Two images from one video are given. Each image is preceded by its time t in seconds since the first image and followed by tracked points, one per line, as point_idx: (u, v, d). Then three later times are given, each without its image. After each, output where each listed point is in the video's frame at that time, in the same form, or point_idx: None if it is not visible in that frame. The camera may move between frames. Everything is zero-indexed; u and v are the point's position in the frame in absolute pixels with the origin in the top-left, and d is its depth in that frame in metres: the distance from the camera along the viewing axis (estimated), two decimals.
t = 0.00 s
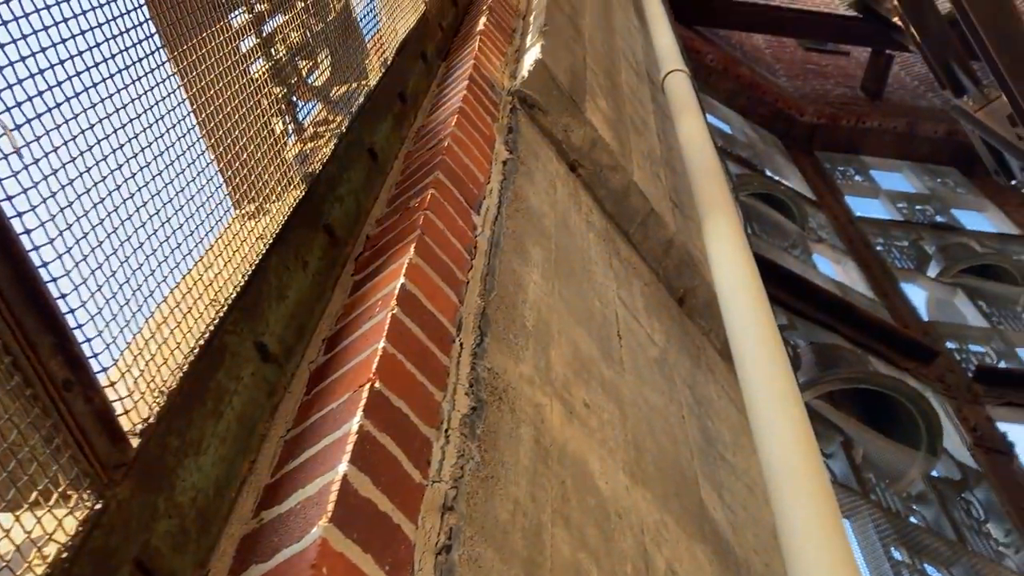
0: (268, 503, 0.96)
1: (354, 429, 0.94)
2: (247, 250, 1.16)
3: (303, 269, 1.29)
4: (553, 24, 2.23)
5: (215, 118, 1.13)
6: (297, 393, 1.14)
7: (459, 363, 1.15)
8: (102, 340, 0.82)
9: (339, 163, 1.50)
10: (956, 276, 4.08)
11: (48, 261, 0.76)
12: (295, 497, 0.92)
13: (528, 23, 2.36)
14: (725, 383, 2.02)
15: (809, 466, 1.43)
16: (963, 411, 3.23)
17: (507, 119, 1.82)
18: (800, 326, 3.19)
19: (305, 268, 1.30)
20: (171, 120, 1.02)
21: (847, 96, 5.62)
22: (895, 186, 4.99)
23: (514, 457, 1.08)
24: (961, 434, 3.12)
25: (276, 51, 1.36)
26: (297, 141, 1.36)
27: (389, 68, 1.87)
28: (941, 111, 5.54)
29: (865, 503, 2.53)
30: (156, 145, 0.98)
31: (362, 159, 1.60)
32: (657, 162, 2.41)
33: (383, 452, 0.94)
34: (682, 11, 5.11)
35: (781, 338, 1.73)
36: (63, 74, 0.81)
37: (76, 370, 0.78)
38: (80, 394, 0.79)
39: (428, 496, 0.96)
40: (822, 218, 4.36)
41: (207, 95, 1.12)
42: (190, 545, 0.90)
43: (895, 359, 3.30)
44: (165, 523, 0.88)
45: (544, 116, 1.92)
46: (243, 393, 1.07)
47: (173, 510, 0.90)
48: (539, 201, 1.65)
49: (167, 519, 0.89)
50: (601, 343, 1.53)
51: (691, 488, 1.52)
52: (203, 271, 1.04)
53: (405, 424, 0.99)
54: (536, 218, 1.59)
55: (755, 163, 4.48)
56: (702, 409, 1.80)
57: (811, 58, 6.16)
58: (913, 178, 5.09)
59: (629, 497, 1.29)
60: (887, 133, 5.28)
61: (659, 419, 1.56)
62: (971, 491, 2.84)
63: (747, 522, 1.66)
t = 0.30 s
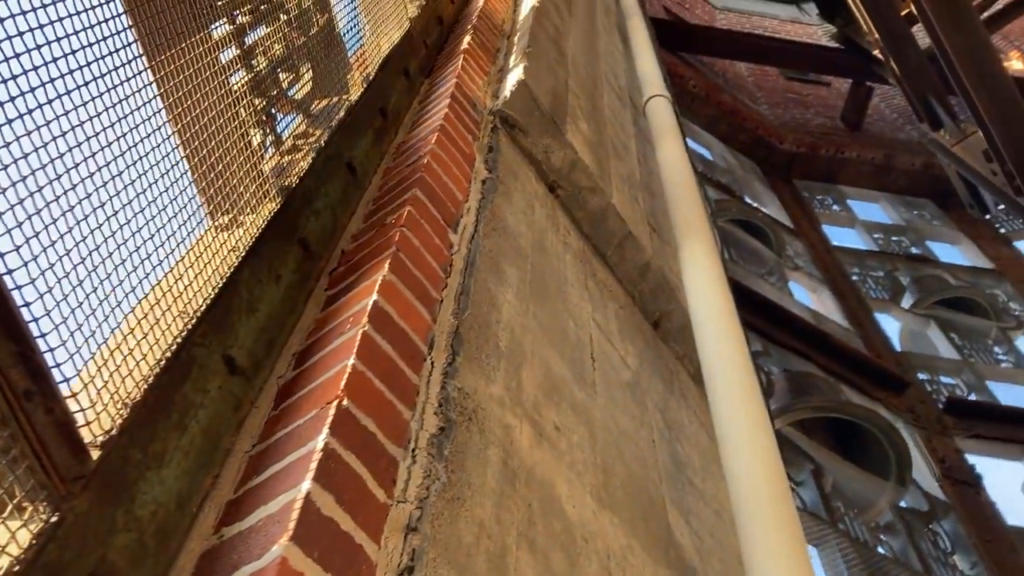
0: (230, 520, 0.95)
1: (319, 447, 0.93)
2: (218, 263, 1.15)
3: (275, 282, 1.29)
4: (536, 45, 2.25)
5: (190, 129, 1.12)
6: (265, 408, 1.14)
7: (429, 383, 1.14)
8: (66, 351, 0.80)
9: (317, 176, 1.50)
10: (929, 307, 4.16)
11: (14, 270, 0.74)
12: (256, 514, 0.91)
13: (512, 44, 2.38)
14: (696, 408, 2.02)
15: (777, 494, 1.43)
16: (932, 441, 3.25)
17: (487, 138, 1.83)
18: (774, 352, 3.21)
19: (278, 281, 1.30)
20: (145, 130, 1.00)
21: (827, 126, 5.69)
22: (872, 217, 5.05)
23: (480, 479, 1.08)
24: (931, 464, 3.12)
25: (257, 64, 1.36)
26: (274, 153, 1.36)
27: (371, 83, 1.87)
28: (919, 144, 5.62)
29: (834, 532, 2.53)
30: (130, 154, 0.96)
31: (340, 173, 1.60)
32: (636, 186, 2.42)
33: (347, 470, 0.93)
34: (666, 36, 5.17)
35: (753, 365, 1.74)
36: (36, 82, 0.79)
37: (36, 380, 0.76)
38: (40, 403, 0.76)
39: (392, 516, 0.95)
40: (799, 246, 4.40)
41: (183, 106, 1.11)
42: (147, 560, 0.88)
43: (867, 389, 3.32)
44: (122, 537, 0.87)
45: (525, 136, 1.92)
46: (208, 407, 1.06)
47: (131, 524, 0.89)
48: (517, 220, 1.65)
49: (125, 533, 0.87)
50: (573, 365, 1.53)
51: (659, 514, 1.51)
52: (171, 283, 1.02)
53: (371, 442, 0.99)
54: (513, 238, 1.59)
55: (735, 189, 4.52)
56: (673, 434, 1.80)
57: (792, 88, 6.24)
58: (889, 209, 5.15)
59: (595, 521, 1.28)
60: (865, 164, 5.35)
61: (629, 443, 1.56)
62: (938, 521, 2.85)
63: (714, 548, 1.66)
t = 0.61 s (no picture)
0: (187, 537, 0.94)
1: (280, 466, 0.93)
2: (187, 276, 1.14)
3: (245, 297, 1.28)
4: (518, 68, 2.26)
5: (164, 140, 1.11)
6: (228, 423, 1.13)
7: (395, 404, 1.14)
8: (24, 362, 0.77)
9: (292, 192, 1.50)
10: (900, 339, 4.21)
11: None
12: (214, 532, 0.90)
13: (494, 65, 2.39)
14: (666, 434, 2.02)
15: (742, 522, 1.43)
16: (900, 473, 3.27)
17: (466, 158, 1.83)
18: (745, 381, 3.23)
19: (247, 296, 1.29)
20: (117, 140, 0.99)
21: (805, 157, 5.77)
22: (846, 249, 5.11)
23: (444, 502, 1.07)
24: (897, 495, 3.15)
25: (235, 78, 1.35)
26: (249, 167, 1.35)
27: (351, 99, 1.88)
28: (895, 178, 5.70)
29: (801, 561, 2.53)
30: (100, 165, 0.95)
31: (315, 188, 1.60)
32: (613, 211, 2.43)
33: (308, 489, 0.93)
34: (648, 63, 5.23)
35: (722, 393, 1.75)
36: (7, 89, 0.78)
37: None
38: None
39: (351, 538, 0.94)
40: (773, 274, 4.44)
41: (157, 117, 1.10)
42: None
43: (836, 419, 3.35)
44: (75, 552, 0.85)
45: (504, 158, 1.95)
46: (170, 421, 1.05)
47: (85, 539, 0.87)
48: (492, 241, 1.66)
49: (78, 549, 0.86)
50: (544, 387, 1.52)
51: (625, 540, 1.51)
52: (138, 294, 1.01)
53: (334, 462, 0.98)
54: (487, 259, 1.59)
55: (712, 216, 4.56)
56: (641, 460, 1.80)
57: (772, 118, 6.32)
58: (863, 241, 5.22)
59: (560, 547, 1.27)
60: (841, 196, 5.42)
61: (597, 468, 1.56)
62: (903, 553, 2.86)
63: None
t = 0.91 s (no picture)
0: (142, 551, 0.92)
1: (241, 481, 0.92)
2: (155, 286, 1.13)
3: (214, 308, 1.27)
4: (499, 90, 2.28)
5: (137, 148, 1.10)
6: (190, 437, 1.11)
7: (361, 422, 1.13)
8: None
9: (266, 205, 1.49)
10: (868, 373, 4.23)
11: None
12: (170, 547, 0.89)
13: (475, 87, 2.41)
14: (633, 461, 2.02)
15: (704, 551, 1.43)
16: (863, 507, 3.29)
17: (443, 178, 1.84)
18: (713, 409, 3.26)
19: (216, 308, 1.28)
20: (90, 147, 0.98)
21: (779, 190, 5.85)
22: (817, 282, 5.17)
23: (406, 522, 1.06)
24: (859, 527, 3.17)
25: (213, 89, 1.35)
26: (223, 179, 1.35)
27: (330, 115, 1.88)
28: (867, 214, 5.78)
29: None
30: (71, 171, 0.94)
31: (290, 202, 1.60)
32: (588, 236, 2.45)
33: (268, 506, 0.92)
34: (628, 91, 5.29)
35: (689, 422, 1.76)
36: None
37: None
38: None
39: (310, 557, 0.93)
40: (744, 304, 4.48)
41: (132, 126, 1.09)
42: None
43: (802, 451, 3.38)
44: (26, 562, 0.83)
45: (481, 179, 1.96)
46: (131, 432, 1.03)
47: (38, 550, 0.85)
48: (466, 261, 1.66)
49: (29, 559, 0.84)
50: (511, 410, 1.52)
51: (588, 566, 1.50)
52: (104, 303, 1.00)
53: (296, 479, 0.97)
54: (460, 279, 1.59)
55: (686, 245, 4.60)
56: (606, 486, 1.80)
57: (748, 150, 6.41)
58: (833, 275, 5.30)
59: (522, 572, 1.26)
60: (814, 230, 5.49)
61: (562, 493, 1.55)
62: None
63: None
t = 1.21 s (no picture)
0: (75, 549, 0.90)
1: (182, 484, 0.90)
2: (108, 281, 1.11)
3: (167, 308, 1.26)
4: (471, 111, 2.30)
5: (100, 140, 1.08)
6: (134, 436, 1.09)
7: (310, 431, 1.11)
8: None
9: (228, 208, 1.48)
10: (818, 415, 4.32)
11: None
12: (104, 547, 0.87)
13: (448, 105, 2.42)
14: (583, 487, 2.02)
15: None
16: (807, 548, 3.30)
17: (410, 193, 1.84)
18: (665, 441, 3.28)
19: (170, 307, 1.26)
20: (51, 135, 0.96)
21: (741, 229, 5.94)
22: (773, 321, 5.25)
23: (348, 535, 1.05)
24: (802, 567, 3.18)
25: (183, 88, 1.34)
26: (186, 178, 1.33)
27: (300, 122, 1.88)
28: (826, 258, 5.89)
29: None
30: (30, 159, 0.92)
31: (252, 206, 1.58)
32: (551, 260, 2.46)
33: (208, 511, 0.90)
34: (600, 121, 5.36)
35: (640, 451, 1.77)
36: None
37: None
38: None
39: (248, 565, 0.91)
40: (701, 339, 4.53)
41: (96, 117, 1.07)
42: None
43: (750, 488, 3.39)
44: None
45: (448, 198, 1.98)
46: (73, 427, 1.01)
47: None
48: (427, 277, 1.66)
49: None
50: (464, 429, 1.51)
51: None
52: (53, 294, 0.97)
53: (239, 485, 0.96)
54: (420, 294, 1.59)
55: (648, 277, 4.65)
56: (554, 511, 1.79)
57: (714, 187, 6.51)
58: (790, 315, 5.39)
59: None
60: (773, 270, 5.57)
61: (509, 515, 1.55)
62: None
63: None
